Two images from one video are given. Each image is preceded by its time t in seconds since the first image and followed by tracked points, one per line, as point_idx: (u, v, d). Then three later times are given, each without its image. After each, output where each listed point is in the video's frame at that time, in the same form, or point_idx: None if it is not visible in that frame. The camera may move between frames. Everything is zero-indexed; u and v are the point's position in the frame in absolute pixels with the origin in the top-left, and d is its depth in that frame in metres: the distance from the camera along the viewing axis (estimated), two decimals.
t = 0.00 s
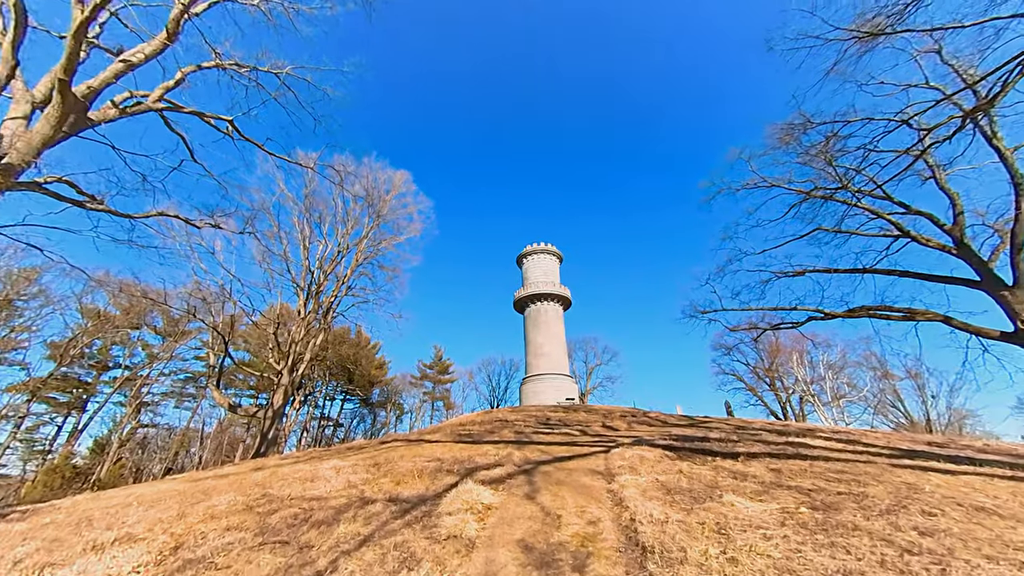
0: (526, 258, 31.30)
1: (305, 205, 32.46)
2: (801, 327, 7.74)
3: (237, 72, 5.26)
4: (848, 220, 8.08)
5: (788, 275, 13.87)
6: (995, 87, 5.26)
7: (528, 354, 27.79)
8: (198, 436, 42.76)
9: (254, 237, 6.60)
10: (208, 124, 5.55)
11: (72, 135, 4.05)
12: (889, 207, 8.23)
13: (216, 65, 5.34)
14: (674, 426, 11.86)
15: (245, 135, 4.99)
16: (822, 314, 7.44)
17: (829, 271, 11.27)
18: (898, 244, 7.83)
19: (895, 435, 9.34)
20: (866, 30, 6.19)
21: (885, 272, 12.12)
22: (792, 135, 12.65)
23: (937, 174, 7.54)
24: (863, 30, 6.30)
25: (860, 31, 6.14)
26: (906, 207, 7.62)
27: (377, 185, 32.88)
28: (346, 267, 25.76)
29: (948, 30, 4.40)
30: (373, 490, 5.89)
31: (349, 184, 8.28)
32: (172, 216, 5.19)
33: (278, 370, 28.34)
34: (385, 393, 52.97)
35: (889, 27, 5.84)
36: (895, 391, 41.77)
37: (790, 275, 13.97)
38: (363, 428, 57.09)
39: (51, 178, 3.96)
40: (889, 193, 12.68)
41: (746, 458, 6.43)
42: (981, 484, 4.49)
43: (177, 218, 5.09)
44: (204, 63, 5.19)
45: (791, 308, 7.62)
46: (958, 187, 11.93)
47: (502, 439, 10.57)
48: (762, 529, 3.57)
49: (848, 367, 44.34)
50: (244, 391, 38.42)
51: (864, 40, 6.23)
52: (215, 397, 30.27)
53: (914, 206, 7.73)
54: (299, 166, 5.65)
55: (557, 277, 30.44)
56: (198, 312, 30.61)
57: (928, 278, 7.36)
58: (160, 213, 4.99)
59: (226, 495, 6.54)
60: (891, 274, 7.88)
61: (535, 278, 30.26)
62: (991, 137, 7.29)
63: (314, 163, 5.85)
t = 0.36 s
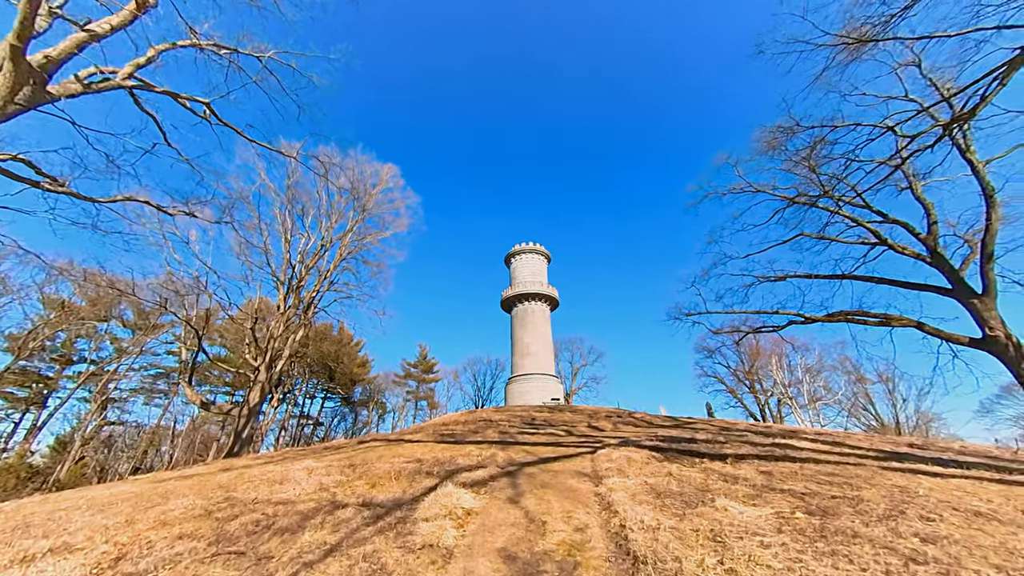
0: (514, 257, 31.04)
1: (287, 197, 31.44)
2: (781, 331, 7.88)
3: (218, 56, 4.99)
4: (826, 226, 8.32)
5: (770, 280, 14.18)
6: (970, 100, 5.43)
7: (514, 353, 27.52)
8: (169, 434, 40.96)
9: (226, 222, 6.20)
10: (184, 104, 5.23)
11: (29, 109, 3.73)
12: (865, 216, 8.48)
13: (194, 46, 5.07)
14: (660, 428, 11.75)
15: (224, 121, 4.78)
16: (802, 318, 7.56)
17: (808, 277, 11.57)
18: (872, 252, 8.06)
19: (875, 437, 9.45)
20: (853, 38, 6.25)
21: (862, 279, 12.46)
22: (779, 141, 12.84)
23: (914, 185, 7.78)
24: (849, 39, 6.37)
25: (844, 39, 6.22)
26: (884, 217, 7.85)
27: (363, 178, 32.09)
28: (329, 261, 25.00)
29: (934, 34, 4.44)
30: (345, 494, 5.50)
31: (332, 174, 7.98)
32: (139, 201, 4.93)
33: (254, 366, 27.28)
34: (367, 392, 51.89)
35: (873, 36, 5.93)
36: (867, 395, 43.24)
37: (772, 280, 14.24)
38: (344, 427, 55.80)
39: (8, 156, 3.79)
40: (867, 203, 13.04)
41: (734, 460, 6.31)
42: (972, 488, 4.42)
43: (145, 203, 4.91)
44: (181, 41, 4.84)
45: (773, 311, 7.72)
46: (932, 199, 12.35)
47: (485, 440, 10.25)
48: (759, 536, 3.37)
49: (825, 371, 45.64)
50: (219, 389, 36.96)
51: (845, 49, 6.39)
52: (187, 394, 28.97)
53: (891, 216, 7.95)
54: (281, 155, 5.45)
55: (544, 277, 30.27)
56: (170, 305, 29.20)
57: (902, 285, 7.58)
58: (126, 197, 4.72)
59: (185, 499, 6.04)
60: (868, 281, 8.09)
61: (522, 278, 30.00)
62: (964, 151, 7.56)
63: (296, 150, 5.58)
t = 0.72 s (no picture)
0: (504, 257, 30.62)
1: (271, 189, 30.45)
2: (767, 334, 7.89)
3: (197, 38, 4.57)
4: (815, 231, 8.41)
5: (757, 283, 14.32)
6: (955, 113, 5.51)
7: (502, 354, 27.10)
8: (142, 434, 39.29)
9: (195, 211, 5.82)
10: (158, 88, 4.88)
11: None
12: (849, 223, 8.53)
13: (168, 27, 4.61)
14: (649, 433, 11.48)
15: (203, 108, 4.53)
16: (788, 322, 7.74)
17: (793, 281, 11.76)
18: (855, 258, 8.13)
19: (864, 444, 9.33)
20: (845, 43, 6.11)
21: (845, 284, 12.68)
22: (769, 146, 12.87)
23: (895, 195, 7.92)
24: (841, 42, 6.22)
25: (837, 43, 6.09)
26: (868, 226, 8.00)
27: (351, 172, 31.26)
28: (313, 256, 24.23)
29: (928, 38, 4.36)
30: (309, 509, 5.00)
31: (316, 166, 7.64)
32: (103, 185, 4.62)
33: (232, 364, 26.23)
34: (352, 391, 50.80)
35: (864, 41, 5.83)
36: (847, 398, 44.15)
37: (758, 284, 14.36)
38: (327, 427, 54.55)
39: None
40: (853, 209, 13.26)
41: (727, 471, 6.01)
42: (979, 505, 4.17)
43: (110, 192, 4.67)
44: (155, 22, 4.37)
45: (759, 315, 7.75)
46: (913, 207, 12.63)
47: (469, 445, 9.79)
48: (763, 566, 3.03)
49: (807, 374, 46.46)
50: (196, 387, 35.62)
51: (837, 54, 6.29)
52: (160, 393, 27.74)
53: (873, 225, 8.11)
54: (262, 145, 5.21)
55: (534, 278, 29.91)
56: (144, 300, 27.93)
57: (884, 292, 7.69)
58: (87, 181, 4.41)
59: (130, 514, 5.44)
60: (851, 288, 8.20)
61: (512, 278, 29.59)
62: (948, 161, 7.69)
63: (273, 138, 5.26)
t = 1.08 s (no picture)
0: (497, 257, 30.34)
1: (260, 183, 29.81)
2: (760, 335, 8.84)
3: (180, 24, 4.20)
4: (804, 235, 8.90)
5: (748, 286, 14.51)
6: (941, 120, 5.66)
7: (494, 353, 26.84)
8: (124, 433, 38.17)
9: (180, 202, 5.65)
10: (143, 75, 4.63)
11: None
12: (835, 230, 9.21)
13: (151, 13, 4.31)
14: (642, 434, 11.32)
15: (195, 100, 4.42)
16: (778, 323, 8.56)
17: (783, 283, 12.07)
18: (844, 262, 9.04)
19: (858, 446, 9.25)
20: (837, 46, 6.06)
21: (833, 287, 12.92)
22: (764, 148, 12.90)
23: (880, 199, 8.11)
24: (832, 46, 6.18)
25: (830, 46, 6.07)
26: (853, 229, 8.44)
27: (343, 166, 30.67)
28: (304, 253, 23.75)
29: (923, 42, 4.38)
30: (284, 516, 4.66)
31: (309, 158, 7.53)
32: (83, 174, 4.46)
33: (217, 362, 25.55)
34: (342, 390, 50.05)
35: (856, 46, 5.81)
36: (834, 400, 44.68)
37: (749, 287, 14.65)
38: (316, 427, 53.69)
39: None
40: (842, 212, 13.55)
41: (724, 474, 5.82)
42: (987, 512, 4.01)
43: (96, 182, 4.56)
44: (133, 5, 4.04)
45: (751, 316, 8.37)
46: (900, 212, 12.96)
47: (459, 447, 9.50)
48: None
49: (796, 376, 46.97)
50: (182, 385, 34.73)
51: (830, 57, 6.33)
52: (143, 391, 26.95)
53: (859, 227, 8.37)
54: (253, 137, 5.11)
55: (527, 277, 29.68)
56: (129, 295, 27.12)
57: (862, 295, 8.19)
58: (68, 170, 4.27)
59: (90, 521, 5.04)
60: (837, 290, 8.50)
61: (505, 277, 29.31)
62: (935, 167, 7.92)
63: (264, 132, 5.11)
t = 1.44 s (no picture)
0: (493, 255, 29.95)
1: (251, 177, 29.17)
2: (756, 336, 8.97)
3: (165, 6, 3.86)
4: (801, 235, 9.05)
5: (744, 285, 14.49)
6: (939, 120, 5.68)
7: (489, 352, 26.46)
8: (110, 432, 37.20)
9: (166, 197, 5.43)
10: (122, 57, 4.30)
11: None
12: (830, 232, 9.44)
13: None
14: (641, 436, 11.00)
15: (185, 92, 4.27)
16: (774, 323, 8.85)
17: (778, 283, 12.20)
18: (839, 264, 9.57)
19: (863, 449, 9.00)
20: (843, 39, 5.82)
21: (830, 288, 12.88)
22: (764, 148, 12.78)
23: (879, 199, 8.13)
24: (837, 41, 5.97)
25: (836, 40, 5.92)
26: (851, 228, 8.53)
27: (337, 161, 30.06)
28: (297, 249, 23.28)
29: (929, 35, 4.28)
30: (258, 529, 4.22)
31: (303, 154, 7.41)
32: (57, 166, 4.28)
33: (205, 360, 24.89)
34: (335, 390, 49.40)
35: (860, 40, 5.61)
36: (828, 402, 44.83)
37: (745, 287, 14.71)
38: (308, 427, 52.91)
39: None
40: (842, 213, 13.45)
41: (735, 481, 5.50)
42: None
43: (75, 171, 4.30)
44: None
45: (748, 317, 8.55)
46: (896, 212, 13.01)
47: (453, 450, 9.09)
48: None
49: (790, 377, 47.07)
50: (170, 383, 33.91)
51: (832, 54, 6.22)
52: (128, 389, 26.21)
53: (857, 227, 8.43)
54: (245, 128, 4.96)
55: (524, 276, 29.32)
56: (116, 291, 26.38)
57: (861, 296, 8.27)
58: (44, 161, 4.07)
59: (43, 534, 4.55)
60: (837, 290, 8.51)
61: (501, 276, 28.92)
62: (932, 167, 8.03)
63: (254, 121, 4.85)
